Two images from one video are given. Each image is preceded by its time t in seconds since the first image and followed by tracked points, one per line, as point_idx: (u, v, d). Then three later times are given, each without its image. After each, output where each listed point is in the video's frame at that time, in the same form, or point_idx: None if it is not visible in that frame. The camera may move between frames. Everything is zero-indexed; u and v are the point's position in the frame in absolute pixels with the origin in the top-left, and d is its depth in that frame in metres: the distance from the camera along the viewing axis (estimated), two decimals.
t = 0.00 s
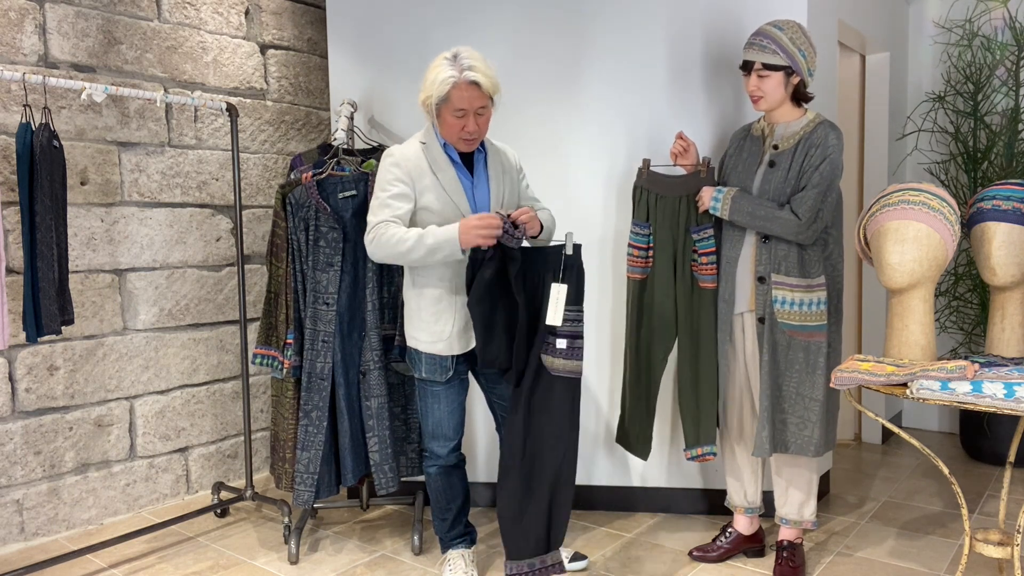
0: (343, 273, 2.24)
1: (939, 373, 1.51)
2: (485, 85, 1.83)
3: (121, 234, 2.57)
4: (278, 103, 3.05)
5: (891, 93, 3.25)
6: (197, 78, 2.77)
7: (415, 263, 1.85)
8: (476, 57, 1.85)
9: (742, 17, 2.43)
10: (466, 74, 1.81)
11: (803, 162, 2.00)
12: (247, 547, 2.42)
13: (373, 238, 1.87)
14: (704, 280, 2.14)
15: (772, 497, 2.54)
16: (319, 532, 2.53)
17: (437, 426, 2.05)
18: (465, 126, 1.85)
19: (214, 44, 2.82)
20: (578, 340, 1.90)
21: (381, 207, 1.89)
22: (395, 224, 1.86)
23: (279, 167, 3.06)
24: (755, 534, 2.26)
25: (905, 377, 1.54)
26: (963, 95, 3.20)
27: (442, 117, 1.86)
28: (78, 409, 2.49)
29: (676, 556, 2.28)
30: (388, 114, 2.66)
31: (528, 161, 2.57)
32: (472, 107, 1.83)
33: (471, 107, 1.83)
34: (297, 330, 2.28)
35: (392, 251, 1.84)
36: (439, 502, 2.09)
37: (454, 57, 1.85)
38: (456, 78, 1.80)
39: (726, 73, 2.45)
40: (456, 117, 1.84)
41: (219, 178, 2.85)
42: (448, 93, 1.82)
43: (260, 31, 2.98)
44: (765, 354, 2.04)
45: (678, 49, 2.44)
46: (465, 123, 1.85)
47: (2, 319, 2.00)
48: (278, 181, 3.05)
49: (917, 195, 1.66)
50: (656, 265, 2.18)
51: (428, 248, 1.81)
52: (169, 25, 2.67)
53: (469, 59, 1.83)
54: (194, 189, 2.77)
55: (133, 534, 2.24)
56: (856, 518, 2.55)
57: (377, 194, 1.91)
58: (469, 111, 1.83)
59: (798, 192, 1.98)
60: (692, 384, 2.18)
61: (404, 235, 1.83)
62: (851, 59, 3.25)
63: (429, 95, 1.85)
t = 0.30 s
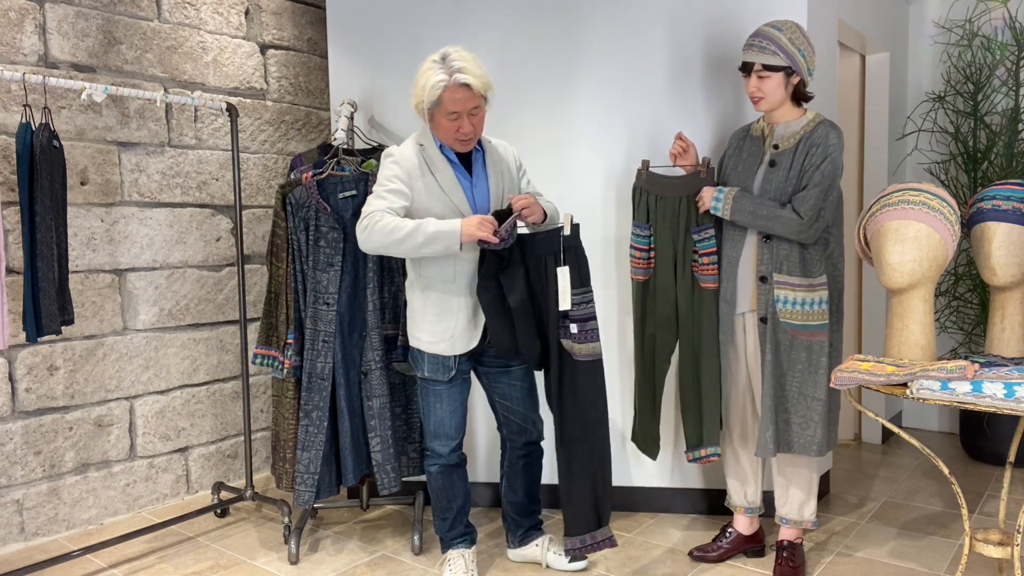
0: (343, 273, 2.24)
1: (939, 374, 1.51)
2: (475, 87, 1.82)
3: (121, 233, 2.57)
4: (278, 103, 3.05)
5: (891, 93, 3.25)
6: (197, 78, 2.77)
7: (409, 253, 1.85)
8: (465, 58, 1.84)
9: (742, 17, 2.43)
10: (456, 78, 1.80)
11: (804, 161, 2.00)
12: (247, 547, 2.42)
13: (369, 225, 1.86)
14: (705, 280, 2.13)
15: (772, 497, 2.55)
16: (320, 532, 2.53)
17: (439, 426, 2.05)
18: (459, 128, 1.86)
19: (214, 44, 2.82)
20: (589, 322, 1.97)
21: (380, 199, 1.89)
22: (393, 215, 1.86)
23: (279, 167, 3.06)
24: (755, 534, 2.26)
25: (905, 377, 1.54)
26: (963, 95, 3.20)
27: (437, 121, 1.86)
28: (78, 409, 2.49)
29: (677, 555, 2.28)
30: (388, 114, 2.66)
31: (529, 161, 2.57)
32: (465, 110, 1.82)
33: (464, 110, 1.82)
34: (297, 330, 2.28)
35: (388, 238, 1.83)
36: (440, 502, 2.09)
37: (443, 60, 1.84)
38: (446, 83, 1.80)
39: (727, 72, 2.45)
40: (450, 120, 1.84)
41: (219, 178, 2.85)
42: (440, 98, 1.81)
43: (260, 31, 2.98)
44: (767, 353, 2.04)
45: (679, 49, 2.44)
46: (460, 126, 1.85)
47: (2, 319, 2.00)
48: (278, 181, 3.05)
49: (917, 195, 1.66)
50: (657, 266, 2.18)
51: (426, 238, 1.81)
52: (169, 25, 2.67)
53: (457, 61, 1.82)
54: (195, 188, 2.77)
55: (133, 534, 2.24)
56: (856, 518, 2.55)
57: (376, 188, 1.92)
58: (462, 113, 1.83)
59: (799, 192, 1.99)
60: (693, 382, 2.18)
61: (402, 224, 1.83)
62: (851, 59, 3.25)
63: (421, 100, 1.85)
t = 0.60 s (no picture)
0: (343, 273, 2.24)
1: (939, 374, 1.51)
2: (476, 88, 1.82)
3: (121, 233, 2.57)
4: (278, 103, 3.05)
5: (891, 93, 3.25)
6: (197, 78, 2.77)
7: (406, 250, 1.84)
8: (465, 60, 1.84)
9: (742, 16, 2.43)
10: (456, 79, 1.80)
11: (805, 161, 2.00)
12: (247, 547, 2.41)
13: (368, 219, 1.85)
14: (706, 280, 2.14)
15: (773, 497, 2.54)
16: (320, 532, 2.53)
17: (439, 426, 2.05)
18: (460, 130, 1.86)
19: (214, 44, 2.82)
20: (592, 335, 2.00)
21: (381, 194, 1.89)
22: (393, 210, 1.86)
23: (279, 167, 3.06)
24: (755, 534, 2.26)
25: (905, 377, 1.54)
26: (963, 95, 3.20)
27: (436, 123, 1.86)
28: (78, 409, 2.49)
29: (677, 556, 2.28)
30: (388, 114, 2.66)
31: (529, 161, 2.57)
32: (465, 111, 1.82)
33: (464, 111, 1.82)
34: (297, 330, 2.28)
35: (387, 232, 1.82)
36: (440, 502, 2.09)
37: (442, 61, 1.84)
38: (446, 85, 1.80)
39: (727, 72, 2.45)
40: (450, 122, 1.84)
41: (219, 178, 2.85)
42: (439, 100, 1.82)
43: (260, 31, 2.98)
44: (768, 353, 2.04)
45: (679, 49, 2.44)
46: (459, 127, 1.85)
47: (2, 319, 2.00)
48: (278, 181, 3.05)
49: (917, 195, 1.66)
50: (656, 267, 2.18)
51: (424, 234, 1.80)
52: (169, 25, 2.67)
53: (457, 63, 1.82)
54: (195, 189, 2.77)
55: (133, 534, 2.24)
56: (856, 518, 2.55)
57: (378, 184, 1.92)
58: (462, 115, 1.83)
59: (800, 192, 1.98)
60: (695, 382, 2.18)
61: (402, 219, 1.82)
62: (851, 59, 3.25)
63: (420, 102, 1.85)
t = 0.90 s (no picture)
0: (343, 273, 2.24)
1: (939, 374, 1.51)
2: (476, 91, 1.81)
3: (121, 233, 2.57)
4: (278, 103, 3.05)
5: (891, 93, 3.25)
6: (197, 78, 2.77)
7: (411, 255, 1.84)
8: (465, 62, 1.83)
9: (742, 16, 2.43)
10: (457, 82, 1.79)
11: (807, 161, 2.00)
12: (247, 547, 2.41)
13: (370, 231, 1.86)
14: (707, 281, 2.14)
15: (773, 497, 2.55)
16: (319, 532, 2.53)
17: (439, 426, 2.05)
18: (459, 132, 1.85)
19: (214, 44, 2.81)
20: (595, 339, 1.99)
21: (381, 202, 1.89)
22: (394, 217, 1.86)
23: (279, 167, 3.06)
24: (755, 534, 2.26)
25: (905, 377, 1.54)
26: (963, 95, 3.20)
27: (436, 125, 1.86)
28: (78, 409, 2.49)
29: (677, 556, 2.28)
30: (388, 114, 2.66)
31: (529, 162, 2.57)
32: (465, 113, 1.82)
33: (464, 114, 1.82)
34: (297, 330, 2.28)
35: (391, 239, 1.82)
36: (440, 502, 2.09)
37: (442, 63, 1.83)
38: (446, 88, 1.79)
39: (728, 72, 2.45)
40: (450, 124, 1.84)
41: (219, 178, 2.85)
42: (439, 103, 1.81)
43: (260, 31, 2.98)
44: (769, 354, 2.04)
45: (679, 50, 2.44)
46: (459, 130, 1.85)
47: (2, 319, 2.00)
48: (278, 181, 3.05)
49: (917, 195, 1.66)
50: (657, 266, 2.18)
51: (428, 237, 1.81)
52: (169, 25, 2.67)
53: (457, 65, 1.81)
54: (195, 189, 2.77)
55: (133, 534, 2.24)
56: (856, 518, 2.55)
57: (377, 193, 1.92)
58: (463, 117, 1.83)
59: (802, 192, 1.98)
60: (696, 382, 2.18)
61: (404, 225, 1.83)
62: (851, 59, 3.25)
63: (420, 103, 1.84)
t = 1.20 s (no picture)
0: (343, 273, 2.24)
1: (939, 373, 1.51)
2: (475, 90, 1.81)
3: (121, 233, 2.57)
4: (278, 103, 3.05)
5: (891, 93, 3.25)
6: (197, 78, 2.77)
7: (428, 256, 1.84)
8: (464, 61, 1.83)
9: (742, 16, 2.43)
10: (455, 81, 1.79)
11: (808, 162, 2.00)
12: (247, 547, 2.41)
13: (382, 239, 1.86)
14: (708, 281, 2.15)
15: (773, 497, 2.55)
16: (319, 532, 2.53)
17: (439, 426, 2.05)
18: (459, 131, 1.86)
19: (214, 44, 2.82)
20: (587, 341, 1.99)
21: (388, 204, 1.89)
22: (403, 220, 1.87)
23: (279, 167, 3.06)
24: (755, 534, 2.26)
25: (905, 377, 1.54)
26: (963, 95, 3.20)
27: (436, 124, 1.86)
28: (78, 409, 2.50)
29: (676, 556, 2.28)
30: (388, 114, 2.66)
31: (529, 162, 2.57)
32: (464, 112, 1.82)
33: (463, 112, 1.82)
34: (297, 330, 2.28)
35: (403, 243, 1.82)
36: (440, 502, 2.09)
37: (441, 62, 1.83)
38: (445, 86, 1.79)
39: (729, 72, 2.45)
40: (450, 122, 1.84)
41: (219, 178, 2.85)
42: (439, 102, 1.81)
43: (260, 31, 2.98)
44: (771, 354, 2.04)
45: (680, 49, 2.44)
46: (459, 128, 1.85)
47: (2, 319, 2.00)
48: (278, 181, 3.05)
49: (917, 195, 1.66)
50: (657, 266, 2.18)
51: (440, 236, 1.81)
52: (169, 25, 2.67)
53: (456, 64, 1.81)
54: (194, 188, 2.77)
55: (133, 534, 2.24)
56: (856, 518, 2.55)
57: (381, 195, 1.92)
58: (462, 116, 1.83)
59: (804, 192, 1.99)
60: (697, 383, 2.19)
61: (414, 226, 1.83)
62: (851, 59, 3.25)
63: (420, 102, 1.84)
